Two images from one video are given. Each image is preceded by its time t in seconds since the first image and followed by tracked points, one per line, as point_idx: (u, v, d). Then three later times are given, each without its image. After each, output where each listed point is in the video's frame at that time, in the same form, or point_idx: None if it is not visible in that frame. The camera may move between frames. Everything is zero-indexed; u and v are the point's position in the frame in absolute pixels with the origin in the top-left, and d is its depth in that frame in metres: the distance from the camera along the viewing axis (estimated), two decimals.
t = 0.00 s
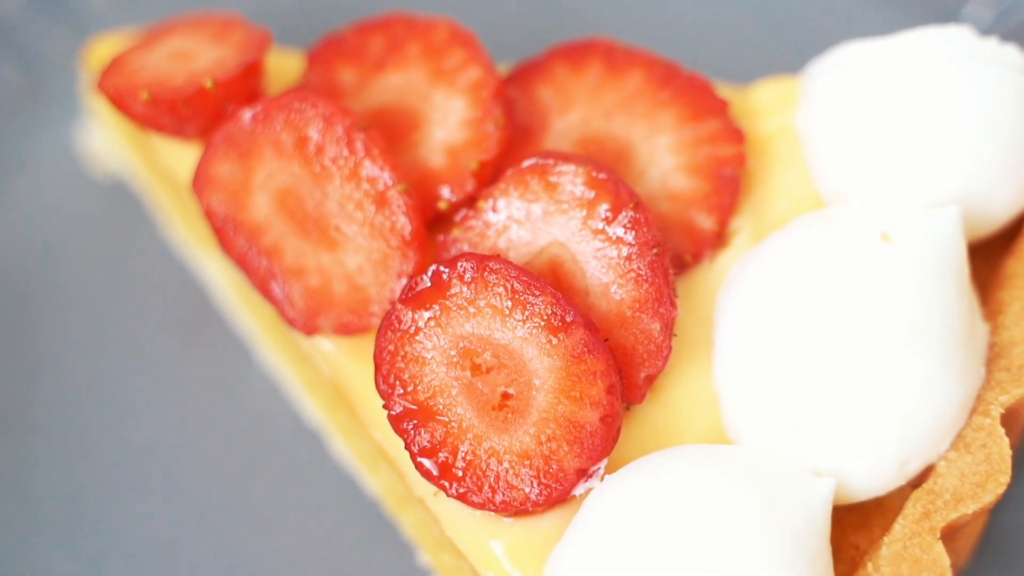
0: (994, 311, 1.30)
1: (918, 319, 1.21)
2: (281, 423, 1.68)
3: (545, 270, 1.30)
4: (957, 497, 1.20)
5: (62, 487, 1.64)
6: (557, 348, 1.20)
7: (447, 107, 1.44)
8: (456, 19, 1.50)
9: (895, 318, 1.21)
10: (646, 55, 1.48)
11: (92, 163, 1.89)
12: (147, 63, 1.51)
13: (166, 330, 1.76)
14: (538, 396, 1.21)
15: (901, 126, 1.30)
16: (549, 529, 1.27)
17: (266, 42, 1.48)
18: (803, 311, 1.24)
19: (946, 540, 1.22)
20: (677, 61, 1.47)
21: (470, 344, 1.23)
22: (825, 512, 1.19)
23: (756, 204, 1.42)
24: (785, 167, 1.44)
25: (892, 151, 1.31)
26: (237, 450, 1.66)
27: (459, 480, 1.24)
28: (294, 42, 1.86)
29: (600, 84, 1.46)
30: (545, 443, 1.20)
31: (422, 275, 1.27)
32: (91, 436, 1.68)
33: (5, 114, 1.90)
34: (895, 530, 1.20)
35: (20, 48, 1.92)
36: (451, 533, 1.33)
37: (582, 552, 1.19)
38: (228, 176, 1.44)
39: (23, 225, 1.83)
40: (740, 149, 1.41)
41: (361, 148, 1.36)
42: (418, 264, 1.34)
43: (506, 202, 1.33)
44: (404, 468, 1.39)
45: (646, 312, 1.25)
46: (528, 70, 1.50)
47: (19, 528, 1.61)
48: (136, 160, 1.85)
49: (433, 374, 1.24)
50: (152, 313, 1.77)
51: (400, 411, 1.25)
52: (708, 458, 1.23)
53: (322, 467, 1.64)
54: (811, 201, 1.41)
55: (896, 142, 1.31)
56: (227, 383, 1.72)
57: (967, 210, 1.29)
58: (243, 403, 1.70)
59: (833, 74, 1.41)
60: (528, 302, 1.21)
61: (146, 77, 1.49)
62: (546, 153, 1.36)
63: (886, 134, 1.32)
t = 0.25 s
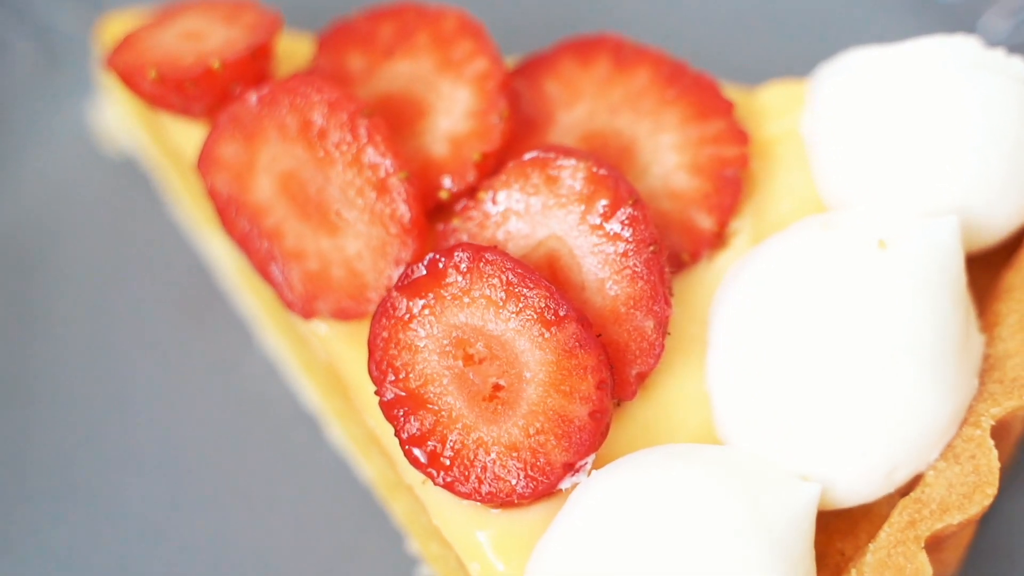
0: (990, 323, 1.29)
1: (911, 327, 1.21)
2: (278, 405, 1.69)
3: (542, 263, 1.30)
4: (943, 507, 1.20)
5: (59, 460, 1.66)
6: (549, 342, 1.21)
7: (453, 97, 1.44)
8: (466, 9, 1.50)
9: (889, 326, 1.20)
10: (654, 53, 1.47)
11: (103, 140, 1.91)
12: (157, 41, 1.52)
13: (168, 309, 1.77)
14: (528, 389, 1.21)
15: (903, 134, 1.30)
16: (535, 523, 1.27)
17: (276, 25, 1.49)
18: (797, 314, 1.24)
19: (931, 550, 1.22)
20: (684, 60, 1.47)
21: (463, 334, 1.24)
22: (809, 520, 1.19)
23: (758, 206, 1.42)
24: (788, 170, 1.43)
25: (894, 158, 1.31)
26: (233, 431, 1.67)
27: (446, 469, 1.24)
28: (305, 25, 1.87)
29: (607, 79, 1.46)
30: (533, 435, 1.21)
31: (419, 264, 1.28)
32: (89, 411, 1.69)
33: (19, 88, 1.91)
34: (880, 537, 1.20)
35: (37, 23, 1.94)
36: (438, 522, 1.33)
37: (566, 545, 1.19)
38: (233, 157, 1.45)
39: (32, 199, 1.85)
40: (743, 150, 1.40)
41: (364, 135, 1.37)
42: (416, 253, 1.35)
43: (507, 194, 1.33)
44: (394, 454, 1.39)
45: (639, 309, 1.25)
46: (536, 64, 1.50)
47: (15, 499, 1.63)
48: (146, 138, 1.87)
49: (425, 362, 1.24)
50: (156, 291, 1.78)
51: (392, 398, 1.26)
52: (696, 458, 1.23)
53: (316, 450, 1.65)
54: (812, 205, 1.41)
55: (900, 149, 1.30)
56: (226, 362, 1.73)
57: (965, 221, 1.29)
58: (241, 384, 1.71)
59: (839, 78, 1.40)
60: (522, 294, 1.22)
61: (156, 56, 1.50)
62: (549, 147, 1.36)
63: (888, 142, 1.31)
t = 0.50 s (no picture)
0: (987, 334, 1.29)
1: (905, 336, 1.20)
2: (277, 387, 1.70)
3: (540, 256, 1.30)
4: (928, 517, 1.20)
5: (58, 431, 1.68)
6: (543, 335, 1.21)
7: (460, 87, 1.44)
8: None
9: (884, 334, 1.20)
10: (664, 51, 1.47)
11: (116, 116, 1.92)
12: (170, 20, 1.53)
13: (173, 286, 1.78)
14: (520, 381, 1.22)
15: (908, 143, 1.30)
16: (521, 515, 1.28)
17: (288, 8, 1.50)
18: (791, 318, 1.24)
19: (915, 559, 1.22)
20: (694, 59, 1.47)
21: (458, 323, 1.24)
22: (794, 522, 1.19)
23: (760, 208, 1.42)
24: (792, 173, 1.43)
25: (897, 167, 1.30)
26: (231, 410, 1.69)
27: (434, 457, 1.24)
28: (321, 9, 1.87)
29: (615, 76, 1.46)
30: (522, 427, 1.21)
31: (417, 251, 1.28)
32: (89, 384, 1.71)
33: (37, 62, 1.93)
34: (865, 544, 1.20)
35: None
36: (426, 510, 1.34)
37: (549, 537, 1.20)
38: (239, 138, 1.46)
39: (45, 173, 1.87)
40: (748, 151, 1.40)
41: (369, 121, 1.38)
42: (416, 241, 1.36)
43: (508, 185, 1.34)
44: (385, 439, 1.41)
45: (634, 306, 1.25)
46: (545, 57, 1.50)
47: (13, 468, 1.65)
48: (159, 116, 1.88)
49: (418, 349, 1.25)
50: (162, 268, 1.80)
51: (384, 384, 1.27)
52: (684, 456, 1.23)
53: (312, 433, 1.66)
54: (815, 209, 1.41)
55: (905, 157, 1.30)
56: (227, 342, 1.74)
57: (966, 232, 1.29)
58: (242, 364, 1.72)
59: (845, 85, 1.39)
60: (518, 286, 1.22)
61: (169, 34, 1.51)
62: (553, 141, 1.36)
63: (892, 150, 1.31)
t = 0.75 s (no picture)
0: (981, 346, 1.29)
1: (899, 345, 1.20)
2: (274, 369, 1.71)
3: (538, 249, 1.30)
4: (913, 526, 1.20)
5: (56, 405, 1.69)
6: (536, 328, 1.21)
7: (467, 79, 1.44)
8: None
9: (877, 342, 1.20)
10: (672, 50, 1.47)
11: (128, 94, 1.94)
12: None
13: (177, 266, 1.80)
14: (511, 373, 1.22)
15: (908, 153, 1.30)
16: (507, 505, 1.28)
17: None
18: (785, 322, 1.24)
19: (899, 567, 1.22)
20: (701, 60, 1.46)
21: (452, 313, 1.25)
22: (778, 525, 1.19)
23: (761, 211, 1.42)
24: (795, 177, 1.43)
25: (897, 176, 1.31)
26: (227, 391, 1.70)
27: (424, 445, 1.25)
28: None
29: (622, 73, 1.46)
30: (512, 419, 1.21)
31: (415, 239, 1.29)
32: (89, 359, 1.73)
33: (52, 38, 1.94)
34: (849, 551, 1.20)
35: None
36: (413, 497, 1.35)
37: (534, 530, 1.20)
38: (246, 120, 1.47)
39: (57, 149, 1.89)
40: (751, 153, 1.40)
41: (374, 108, 1.38)
42: (415, 229, 1.36)
43: (509, 178, 1.34)
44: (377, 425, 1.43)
45: (629, 303, 1.26)
46: (554, 52, 1.50)
47: (11, 440, 1.67)
48: (170, 96, 1.89)
49: (412, 337, 1.26)
50: (167, 248, 1.81)
51: (376, 371, 1.27)
52: (671, 454, 1.23)
53: (307, 417, 1.67)
54: (816, 214, 1.40)
55: (908, 167, 1.30)
56: (227, 323, 1.76)
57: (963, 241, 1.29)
58: (242, 346, 1.74)
59: (852, 90, 1.39)
60: (513, 279, 1.23)
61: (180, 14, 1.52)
62: (556, 136, 1.37)
63: (893, 159, 1.31)
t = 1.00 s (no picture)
0: (975, 358, 1.28)
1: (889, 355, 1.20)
2: (272, 353, 1.72)
3: (533, 244, 1.31)
4: (896, 536, 1.20)
5: (54, 379, 1.71)
6: (527, 323, 1.22)
7: (471, 71, 1.44)
8: None
9: (868, 350, 1.20)
10: (679, 50, 1.46)
11: (140, 74, 1.95)
12: None
13: (180, 246, 1.81)
14: (501, 367, 1.22)
15: (908, 163, 1.29)
16: (491, 498, 1.29)
17: None
18: (776, 327, 1.23)
19: None
20: (707, 61, 1.46)
21: (444, 304, 1.25)
22: (761, 531, 1.19)
23: (760, 215, 1.41)
24: (795, 182, 1.42)
25: (896, 185, 1.30)
26: (225, 373, 1.71)
27: (411, 435, 1.25)
28: None
29: (628, 71, 1.45)
30: (499, 413, 1.22)
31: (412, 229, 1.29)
32: (89, 335, 1.74)
33: (68, 16, 1.96)
34: (831, 558, 1.20)
35: None
36: (400, 485, 1.36)
37: (517, 523, 1.20)
38: (251, 104, 1.48)
39: (67, 125, 1.90)
40: (752, 156, 1.40)
41: (378, 97, 1.38)
42: (413, 220, 1.37)
43: (508, 172, 1.34)
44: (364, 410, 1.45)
45: (621, 302, 1.26)
46: (560, 48, 1.50)
47: (9, 412, 1.69)
48: (180, 77, 1.90)
49: (404, 327, 1.26)
50: (172, 228, 1.83)
51: (367, 359, 1.28)
52: (657, 453, 1.23)
53: (302, 402, 1.68)
54: (815, 220, 1.40)
55: (909, 177, 1.29)
56: (227, 305, 1.77)
57: (959, 256, 1.29)
58: (241, 329, 1.75)
59: (855, 97, 1.38)
60: (507, 273, 1.23)
61: None
62: (557, 132, 1.37)
63: (892, 168, 1.31)
